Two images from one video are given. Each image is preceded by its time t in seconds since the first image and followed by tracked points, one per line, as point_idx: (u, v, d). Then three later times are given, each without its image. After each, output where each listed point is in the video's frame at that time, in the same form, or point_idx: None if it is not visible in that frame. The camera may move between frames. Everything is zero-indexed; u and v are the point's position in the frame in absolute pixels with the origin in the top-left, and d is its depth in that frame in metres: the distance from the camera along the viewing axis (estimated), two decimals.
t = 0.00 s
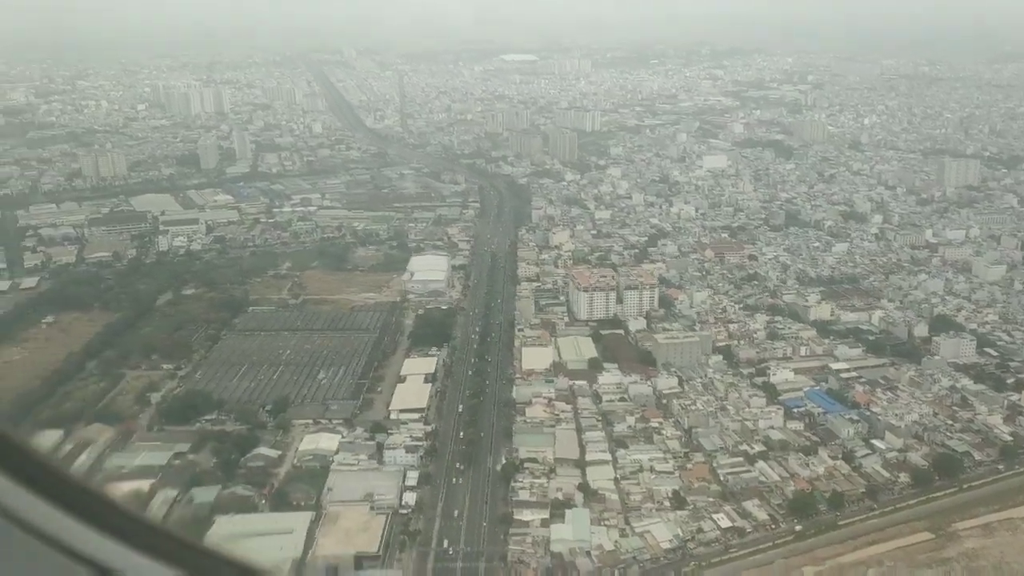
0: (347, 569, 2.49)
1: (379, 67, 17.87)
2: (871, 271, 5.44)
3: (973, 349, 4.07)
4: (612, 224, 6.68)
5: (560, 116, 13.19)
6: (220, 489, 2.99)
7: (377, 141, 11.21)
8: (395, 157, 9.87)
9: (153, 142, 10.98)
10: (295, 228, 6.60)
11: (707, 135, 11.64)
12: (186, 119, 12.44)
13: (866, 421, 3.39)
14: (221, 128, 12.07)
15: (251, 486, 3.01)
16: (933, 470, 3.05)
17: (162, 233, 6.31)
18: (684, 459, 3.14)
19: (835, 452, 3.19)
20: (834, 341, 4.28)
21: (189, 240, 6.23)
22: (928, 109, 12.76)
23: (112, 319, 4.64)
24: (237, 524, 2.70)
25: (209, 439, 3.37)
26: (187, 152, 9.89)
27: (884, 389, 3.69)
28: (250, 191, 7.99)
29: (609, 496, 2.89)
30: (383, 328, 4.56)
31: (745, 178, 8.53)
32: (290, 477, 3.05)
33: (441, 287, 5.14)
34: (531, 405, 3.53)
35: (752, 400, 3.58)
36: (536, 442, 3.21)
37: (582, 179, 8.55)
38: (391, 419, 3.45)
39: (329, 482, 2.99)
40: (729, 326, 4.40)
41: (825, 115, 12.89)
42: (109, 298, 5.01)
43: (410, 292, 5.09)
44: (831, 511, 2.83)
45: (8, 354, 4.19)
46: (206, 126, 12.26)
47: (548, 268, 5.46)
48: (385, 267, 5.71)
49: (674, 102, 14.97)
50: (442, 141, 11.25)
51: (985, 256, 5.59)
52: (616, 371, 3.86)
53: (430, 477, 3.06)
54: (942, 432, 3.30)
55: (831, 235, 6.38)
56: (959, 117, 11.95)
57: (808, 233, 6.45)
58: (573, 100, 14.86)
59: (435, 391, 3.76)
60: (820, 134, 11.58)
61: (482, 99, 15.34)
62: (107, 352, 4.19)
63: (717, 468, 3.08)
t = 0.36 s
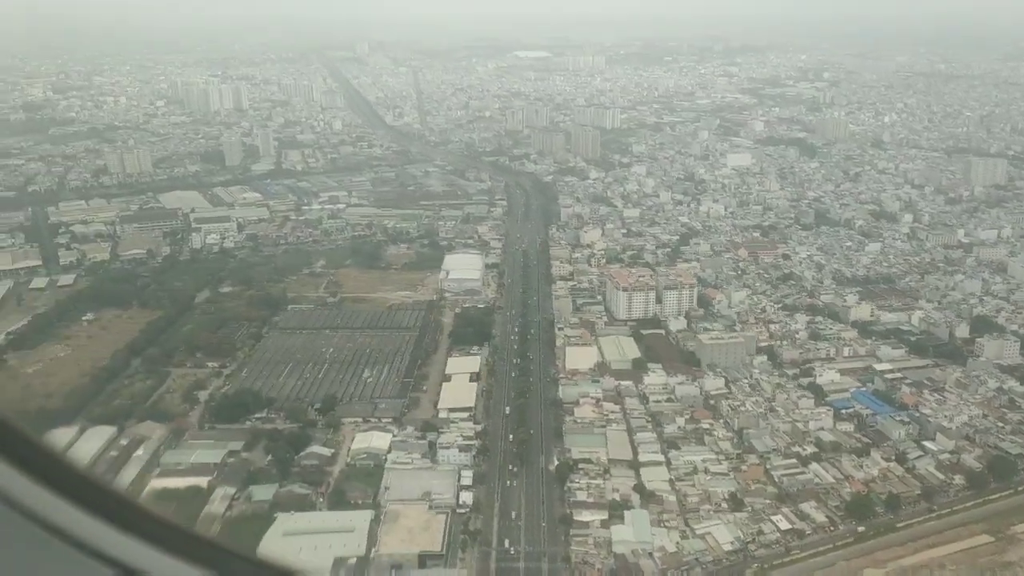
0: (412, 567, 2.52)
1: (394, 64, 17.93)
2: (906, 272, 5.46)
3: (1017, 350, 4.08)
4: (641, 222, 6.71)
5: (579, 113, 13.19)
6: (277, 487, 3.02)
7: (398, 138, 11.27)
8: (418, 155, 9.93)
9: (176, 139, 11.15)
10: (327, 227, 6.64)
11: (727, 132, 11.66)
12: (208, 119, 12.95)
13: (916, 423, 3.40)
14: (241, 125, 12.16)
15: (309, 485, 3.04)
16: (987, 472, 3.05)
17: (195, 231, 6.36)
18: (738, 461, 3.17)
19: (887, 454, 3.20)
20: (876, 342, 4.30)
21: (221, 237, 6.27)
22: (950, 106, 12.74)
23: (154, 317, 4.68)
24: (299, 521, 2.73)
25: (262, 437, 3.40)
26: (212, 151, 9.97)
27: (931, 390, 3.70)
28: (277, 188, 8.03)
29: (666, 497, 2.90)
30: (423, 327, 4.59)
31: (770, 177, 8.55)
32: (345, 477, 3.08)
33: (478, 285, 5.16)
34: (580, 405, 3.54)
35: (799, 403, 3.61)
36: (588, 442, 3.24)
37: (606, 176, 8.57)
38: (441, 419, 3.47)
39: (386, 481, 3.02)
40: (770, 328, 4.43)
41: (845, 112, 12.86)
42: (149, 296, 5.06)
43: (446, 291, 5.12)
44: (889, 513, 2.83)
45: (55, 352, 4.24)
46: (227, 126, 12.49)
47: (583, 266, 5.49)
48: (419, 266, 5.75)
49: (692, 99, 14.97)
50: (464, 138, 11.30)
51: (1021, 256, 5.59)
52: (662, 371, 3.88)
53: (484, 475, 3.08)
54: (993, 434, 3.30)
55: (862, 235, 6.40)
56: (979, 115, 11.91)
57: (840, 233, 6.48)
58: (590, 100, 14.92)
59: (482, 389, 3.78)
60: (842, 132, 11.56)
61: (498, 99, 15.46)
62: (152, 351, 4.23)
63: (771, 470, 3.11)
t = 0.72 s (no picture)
0: (473, 570, 2.52)
1: (406, 62, 17.95)
2: (938, 272, 5.48)
3: None
4: (668, 221, 6.73)
5: (595, 112, 13.18)
6: (331, 488, 3.06)
7: (416, 138, 11.30)
8: (438, 155, 9.97)
9: (196, 138, 11.22)
10: (355, 228, 6.68)
11: (745, 131, 11.66)
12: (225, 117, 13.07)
13: (964, 425, 3.44)
14: (259, 125, 12.22)
15: (362, 486, 3.07)
16: None
17: (225, 231, 6.39)
18: (790, 463, 3.25)
19: (938, 457, 3.25)
20: (915, 344, 4.32)
21: (251, 238, 6.30)
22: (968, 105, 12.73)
23: (192, 318, 4.72)
24: (357, 523, 2.75)
25: (312, 438, 3.42)
26: (233, 150, 10.03)
27: (976, 392, 3.74)
28: (301, 188, 8.07)
29: (722, 501, 2.97)
30: (461, 327, 4.62)
31: (793, 177, 8.57)
32: (397, 479, 3.11)
33: (512, 285, 5.19)
34: (626, 407, 3.58)
35: (844, 405, 3.67)
36: (638, 445, 3.28)
37: (628, 176, 8.59)
38: (488, 420, 3.50)
39: (440, 482, 3.05)
40: (809, 330, 4.47)
41: (861, 111, 12.84)
42: (185, 296, 5.09)
43: (479, 290, 5.14)
44: (944, 516, 2.85)
45: (97, 352, 4.27)
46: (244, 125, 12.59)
47: (614, 266, 5.51)
48: (450, 266, 5.78)
49: (706, 98, 14.97)
50: (482, 137, 11.34)
51: None
52: (706, 373, 3.93)
53: (537, 477, 3.11)
54: None
55: (891, 235, 6.42)
56: (995, 114, 11.87)
57: (868, 233, 6.51)
58: (604, 99, 14.94)
59: (527, 389, 3.81)
60: (861, 132, 11.55)
61: (512, 99, 15.49)
62: (193, 351, 4.26)
63: (824, 473, 3.18)
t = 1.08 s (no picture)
0: None
1: (418, 67, 18.00)
2: (968, 281, 5.47)
3: None
4: (693, 227, 6.74)
5: (611, 118, 13.20)
6: (382, 496, 3.06)
7: (434, 143, 11.33)
8: (457, 160, 10.00)
9: (214, 142, 11.27)
10: (381, 233, 6.70)
11: (762, 138, 11.68)
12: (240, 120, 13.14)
13: (1009, 436, 3.43)
14: (276, 129, 12.27)
15: (414, 494, 3.07)
16: None
17: (252, 236, 6.40)
18: (839, 475, 3.25)
19: (986, 469, 3.24)
20: (953, 353, 4.32)
21: (279, 243, 6.32)
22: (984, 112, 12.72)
23: (227, 324, 4.72)
24: (411, 532, 2.73)
25: (357, 446, 3.42)
26: (253, 154, 10.06)
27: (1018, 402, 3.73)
28: (324, 193, 8.09)
29: (775, 512, 2.98)
30: (496, 333, 4.63)
31: (813, 184, 8.58)
32: (448, 487, 3.11)
33: (543, 291, 5.20)
34: (671, 416, 3.59)
35: (887, 416, 3.66)
36: (687, 454, 3.30)
37: (649, 182, 8.60)
38: (534, 427, 3.50)
39: (491, 491, 3.04)
40: (845, 339, 4.47)
41: (876, 118, 12.84)
42: (217, 301, 5.09)
43: (511, 296, 5.15)
44: (999, 528, 2.84)
45: (134, 357, 4.28)
46: (261, 128, 12.65)
47: (645, 272, 5.52)
48: (479, 273, 5.78)
49: (719, 104, 14.98)
50: (499, 142, 11.37)
51: None
52: (746, 383, 3.93)
53: (587, 487, 3.10)
54: None
55: (917, 243, 6.42)
56: (1012, 122, 11.86)
57: (894, 241, 6.51)
58: (618, 105, 14.97)
59: (569, 396, 3.82)
60: (878, 139, 11.54)
61: (526, 103, 15.52)
62: (231, 357, 4.26)
63: (873, 484, 3.18)
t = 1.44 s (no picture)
0: None
1: (430, 79, 18.09)
2: (996, 297, 5.46)
3: None
4: (717, 242, 6.76)
5: (625, 131, 13.25)
6: (431, 511, 3.06)
7: (450, 156, 11.37)
8: (475, 174, 10.04)
9: (230, 153, 11.32)
10: (405, 247, 6.72)
11: (776, 152, 11.72)
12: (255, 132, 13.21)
13: None
14: (292, 141, 12.33)
15: (463, 510, 3.07)
16: None
17: (278, 248, 6.42)
18: (886, 492, 3.24)
19: None
20: (989, 370, 4.31)
21: (305, 255, 6.34)
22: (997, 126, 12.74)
23: (260, 338, 4.73)
24: (466, 549, 2.73)
25: (402, 460, 3.42)
26: (271, 166, 10.11)
27: None
28: (345, 206, 8.14)
29: (826, 530, 2.98)
30: (529, 346, 4.63)
31: (832, 198, 8.59)
32: (496, 503, 3.11)
33: (574, 305, 5.21)
34: (714, 433, 3.59)
35: (929, 432, 3.65)
36: (734, 472, 3.30)
37: (668, 195, 8.62)
38: (577, 443, 3.50)
39: (541, 506, 3.05)
40: (880, 355, 4.47)
41: (888, 133, 12.86)
42: (248, 314, 5.11)
43: (542, 310, 5.16)
44: None
45: (171, 371, 4.29)
46: (277, 140, 12.72)
47: (673, 287, 5.53)
48: (506, 286, 5.80)
49: (730, 117, 15.04)
50: (515, 155, 11.41)
51: None
52: (786, 399, 3.93)
53: (637, 503, 3.11)
54: None
55: (942, 259, 6.42)
56: None
57: (918, 256, 6.51)
58: (630, 118, 15.04)
59: (609, 412, 3.82)
60: (892, 154, 11.55)
61: (538, 116, 15.59)
62: (268, 371, 4.26)
63: (921, 502, 3.16)
